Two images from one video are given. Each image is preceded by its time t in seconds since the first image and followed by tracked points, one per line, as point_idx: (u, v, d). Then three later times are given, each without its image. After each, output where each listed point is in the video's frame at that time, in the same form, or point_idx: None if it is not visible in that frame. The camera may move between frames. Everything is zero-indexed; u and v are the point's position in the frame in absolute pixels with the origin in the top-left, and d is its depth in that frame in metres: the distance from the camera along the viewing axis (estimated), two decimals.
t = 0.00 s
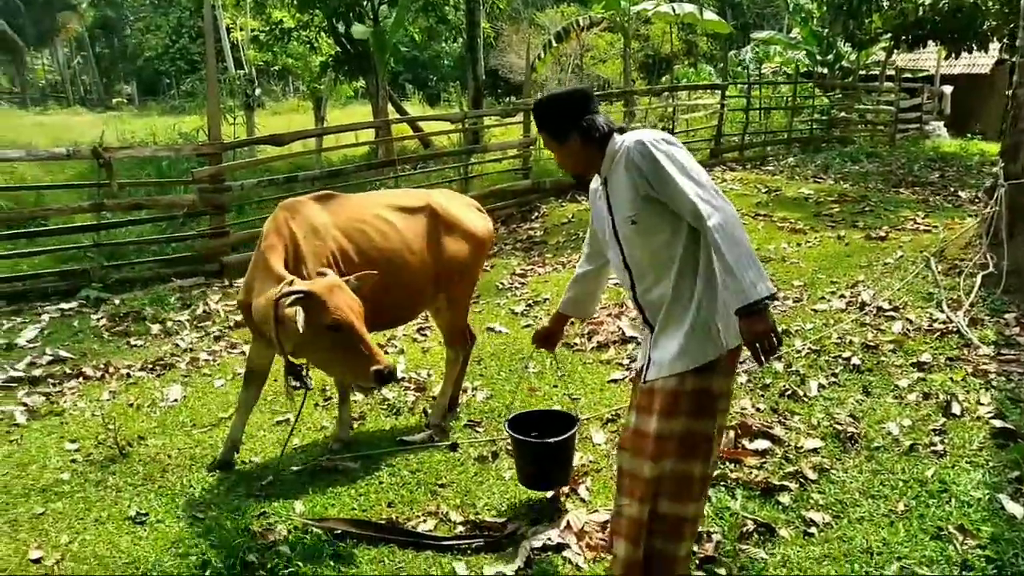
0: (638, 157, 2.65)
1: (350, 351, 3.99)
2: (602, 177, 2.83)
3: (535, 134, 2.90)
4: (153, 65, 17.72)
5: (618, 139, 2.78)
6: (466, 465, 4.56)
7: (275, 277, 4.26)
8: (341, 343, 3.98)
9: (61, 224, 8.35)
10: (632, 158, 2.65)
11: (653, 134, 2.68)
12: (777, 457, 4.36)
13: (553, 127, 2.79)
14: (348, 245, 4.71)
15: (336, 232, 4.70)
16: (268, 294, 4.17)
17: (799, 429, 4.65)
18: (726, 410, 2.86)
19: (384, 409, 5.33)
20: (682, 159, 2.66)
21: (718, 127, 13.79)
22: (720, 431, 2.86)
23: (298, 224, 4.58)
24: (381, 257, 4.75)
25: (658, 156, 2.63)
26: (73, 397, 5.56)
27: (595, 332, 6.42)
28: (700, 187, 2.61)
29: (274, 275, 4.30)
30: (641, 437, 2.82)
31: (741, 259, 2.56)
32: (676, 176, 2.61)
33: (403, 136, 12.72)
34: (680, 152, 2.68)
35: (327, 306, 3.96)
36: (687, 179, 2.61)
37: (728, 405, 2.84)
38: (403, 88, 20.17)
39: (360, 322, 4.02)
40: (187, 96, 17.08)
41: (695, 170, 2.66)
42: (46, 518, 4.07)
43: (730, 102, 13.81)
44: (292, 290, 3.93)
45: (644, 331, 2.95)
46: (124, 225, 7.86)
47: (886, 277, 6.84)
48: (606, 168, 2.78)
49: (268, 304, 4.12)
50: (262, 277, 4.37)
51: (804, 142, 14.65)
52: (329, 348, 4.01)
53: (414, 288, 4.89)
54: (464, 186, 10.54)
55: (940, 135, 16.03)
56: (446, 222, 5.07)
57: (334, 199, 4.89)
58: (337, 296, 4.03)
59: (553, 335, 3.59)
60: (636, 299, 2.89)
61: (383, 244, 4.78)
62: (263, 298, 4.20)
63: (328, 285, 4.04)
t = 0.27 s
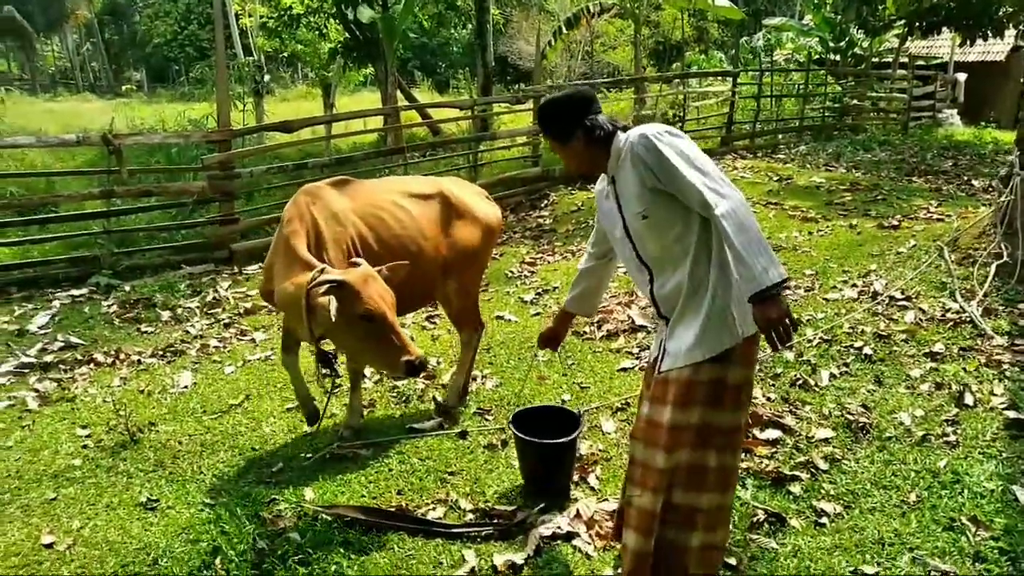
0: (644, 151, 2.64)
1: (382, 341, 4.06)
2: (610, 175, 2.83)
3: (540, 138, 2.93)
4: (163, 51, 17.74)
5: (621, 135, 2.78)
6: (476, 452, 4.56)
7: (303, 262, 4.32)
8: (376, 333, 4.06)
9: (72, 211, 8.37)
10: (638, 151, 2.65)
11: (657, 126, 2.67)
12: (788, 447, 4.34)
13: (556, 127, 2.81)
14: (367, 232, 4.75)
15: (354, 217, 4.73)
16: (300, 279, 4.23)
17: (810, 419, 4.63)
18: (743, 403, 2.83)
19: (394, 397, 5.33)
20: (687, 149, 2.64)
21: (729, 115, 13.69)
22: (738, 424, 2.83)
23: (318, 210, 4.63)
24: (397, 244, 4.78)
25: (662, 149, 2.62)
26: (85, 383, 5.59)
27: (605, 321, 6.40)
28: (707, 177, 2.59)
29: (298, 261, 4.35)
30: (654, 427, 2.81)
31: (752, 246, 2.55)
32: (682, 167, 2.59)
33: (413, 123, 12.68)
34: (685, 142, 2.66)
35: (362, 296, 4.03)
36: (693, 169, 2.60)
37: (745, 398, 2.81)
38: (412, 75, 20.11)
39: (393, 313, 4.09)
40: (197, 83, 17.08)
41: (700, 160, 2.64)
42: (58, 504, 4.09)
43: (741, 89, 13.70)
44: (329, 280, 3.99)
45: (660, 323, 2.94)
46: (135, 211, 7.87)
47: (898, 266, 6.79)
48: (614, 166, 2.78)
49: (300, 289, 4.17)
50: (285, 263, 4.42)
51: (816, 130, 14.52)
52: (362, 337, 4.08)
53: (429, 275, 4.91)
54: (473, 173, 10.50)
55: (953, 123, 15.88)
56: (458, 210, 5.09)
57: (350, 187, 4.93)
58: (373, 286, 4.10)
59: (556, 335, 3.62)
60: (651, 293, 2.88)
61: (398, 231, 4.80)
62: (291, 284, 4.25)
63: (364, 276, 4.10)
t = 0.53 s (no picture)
0: (643, 151, 2.62)
1: (393, 336, 4.07)
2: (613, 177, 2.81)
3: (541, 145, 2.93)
4: (172, 41, 17.79)
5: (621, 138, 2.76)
6: (482, 444, 4.55)
7: (317, 251, 4.34)
8: (387, 328, 4.07)
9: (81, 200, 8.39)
10: (638, 152, 2.63)
11: (655, 125, 2.65)
12: (796, 442, 4.33)
13: (556, 133, 2.81)
14: (380, 221, 4.76)
15: (367, 206, 4.75)
16: (315, 269, 4.25)
17: (818, 413, 4.61)
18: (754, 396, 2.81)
19: (401, 387, 5.33)
20: (687, 147, 2.62)
21: (739, 107, 13.62)
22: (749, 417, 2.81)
23: (332, 197, 4.66)
24: (408, 234, 4.79)
25: (661, 148, 2.60)
26: (93, 371, 5.61)
27: (612, 313, 6.38)
28: (708, 174, 2.58)
29: (310, 250, 4.37)
30: (663, 421, 2.79)
31: (757, 240, 2.54)
32: (682, 165, 2.57)
33: (421, 114, 12.65)
34: (683, 139, 2.64)
35: (375, 290, 4.04)
36: (694, 167, 2.58)
37: (755, 391, 2.79)
38: (421, 67, 20.07)
39: (405, 308, 4.09)
40: (206, 73, 17.10)
41: (700, 156, 2.61)
42: (66, 491, 4.11)
43: (751, 82, 13.63)
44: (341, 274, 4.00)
45: (667, 319, 2.93)
46: (143, 201, 7.88)
47: (908, 261, 6.75)
48: (616, 168, 2.76)
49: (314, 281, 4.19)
50: (296, 254, 4.44)
51: (826, 123, 14.43)
52: (374, 331, 4.09)
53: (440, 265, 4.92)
54: (481, 164, 10.48)
55: (964, 117, 15.76)
56: (467, 199, 5.09)
57: (361, 176, 4.94)
58: (387, 281, 4.10)
59: (566, 347, 3.60)
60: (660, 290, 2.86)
61: (408, 221, 4.81)
62: (304, 273, 4.28)
63: (378, 270, 4.11)
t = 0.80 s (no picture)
0: (642, 144, 2.61)
1: (403, 328, 4.08)
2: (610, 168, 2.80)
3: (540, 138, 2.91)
4: (173, 31, 17.74)
5: (620, 127, 2.75)
6: (483, 434, 4.56)
7: (326, 236, 4.30)
8: (398, 320, 4.08)
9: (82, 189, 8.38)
10: (636, 144, 2.62)
11: (653, 118, 2.64)
12: (796, 433, 4.34)
13: (554, 125, 2.79)
14: (389, 209, 4.76)
15: (376, 194, 4.75)
16: (325, 253, 4.21)
17: (818, 404, 4.61)
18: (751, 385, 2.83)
19: (402, 377, 5.34)
20: (685, 140, 2.62)
21: (740, 98, 13.58)
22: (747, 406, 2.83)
23: (342, 184, 4.65)
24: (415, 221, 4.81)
25: (659, 141, 2.59)
26: (95, 361, 5.62)
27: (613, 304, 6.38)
28: (706, 168, 2.58)
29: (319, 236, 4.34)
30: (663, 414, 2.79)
31: (754, 236, 2.57)
32: (680, 159, 2.57)
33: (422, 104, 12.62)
34: (681, 133, 2.64)
35: (386, 282, 4.03)
36: (692, 160, 2.58)
37: (753, 379, 2.81)
38: (422, 57, 20.02)
39: (415, 300, 4.10)
40: (207, 62, 17.05)
41: (697, 149, 2.62)
42: (68, 480, 4.12)
43: (753, 73, 13.58)
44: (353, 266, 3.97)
45: (664, 311, 2.93)
46: (144, 190, 7.87)
47: (910, 252, 6.75)
48: (613, 159, 2.75)
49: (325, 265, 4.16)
50: (304, 241, 4.43)
51: (828, 114, 14.39)
52: (383, 321, 4.10)
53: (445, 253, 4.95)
54: (482, 155, 10.46)
55: (967, 109, 15.72)
56: (472, 188, 5.12)
57: (367, 164, 4.95)
58: (399, 273, 4.10)
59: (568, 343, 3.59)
60: (657, 281, 2.85)
61: (414, 209, 4.83)
62: (313, 257, 4.26)
63: (389, 261, 4.10)
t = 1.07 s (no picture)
0: (648, 130, 2.57)
1: (425, 321, 4.08)
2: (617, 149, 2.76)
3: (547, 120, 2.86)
4: (175, 22, 17.71)
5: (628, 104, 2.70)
6: (484, 427, 4.55)
7: (342, 226, 4.31)
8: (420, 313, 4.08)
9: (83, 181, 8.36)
10: (642, 130, 2.58)
11: (663, 103, 2.58)
12: (799, 426, 4.32)
13: (560, 104, 2.74)
14: (397, 201, 4.80)
15: (384, 185, 4.77)
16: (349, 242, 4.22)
17: (821, 397, 4.60)
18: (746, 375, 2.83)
19: (403, 370, 5.33)
20: (690, 132, 2.57)
21: (744, 90, 13.52)
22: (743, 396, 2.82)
23: (350, 175, 4.66)
24: (420, 210, 4.83)
25: (667, 129, 2.55)
26: (96, 353, 5.62)
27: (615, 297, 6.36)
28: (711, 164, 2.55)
29: (332, 225, 4.35)
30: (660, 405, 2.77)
31: (751, 237, 2.57)
32: (684, 149, 2.53)
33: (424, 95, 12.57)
34: (689, 123, 2.59)
35: (409, 274, 4.05)
36: (697, 154, 2.54)
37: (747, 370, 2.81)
38: (424, 48, 19.95)
39: (438, 293, 4.11)
40: (209, 54, 17.01)
41: (703, 139, 2.57)
42: (69, 472, 4.12)
43: (757, 65, 13.52)
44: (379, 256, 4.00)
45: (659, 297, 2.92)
46: (145, 182, 7.86)
47: (913, 245, 6.72)
48: (620, 140, 2.71)
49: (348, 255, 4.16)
50: (317, 229, 4.42)
51: (832, 106, 14.32)
52: (403, 314, 4.10)
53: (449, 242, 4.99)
54: (484, 147, 10.43)
55: (971, 101, 15.63)
56: (478, 176, 5.14)
57: (375, 153, 4.96)
58: (420, 265, 4.12)
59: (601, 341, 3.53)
60: (652, 267, 2.84)
61: (421, 198, 4.85)
62: (331, 246, 4.26)
63: (412, 252, 4.12)
